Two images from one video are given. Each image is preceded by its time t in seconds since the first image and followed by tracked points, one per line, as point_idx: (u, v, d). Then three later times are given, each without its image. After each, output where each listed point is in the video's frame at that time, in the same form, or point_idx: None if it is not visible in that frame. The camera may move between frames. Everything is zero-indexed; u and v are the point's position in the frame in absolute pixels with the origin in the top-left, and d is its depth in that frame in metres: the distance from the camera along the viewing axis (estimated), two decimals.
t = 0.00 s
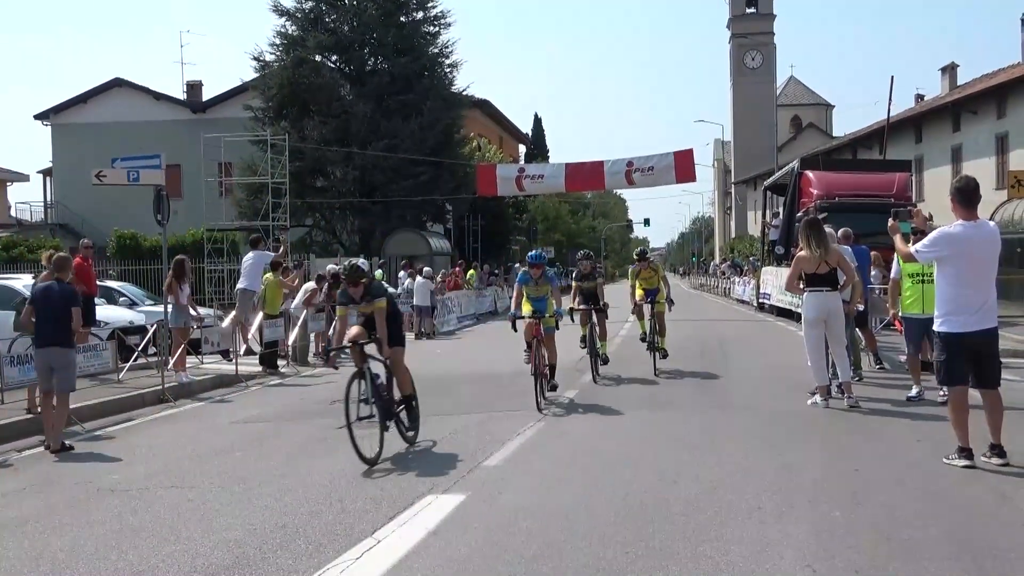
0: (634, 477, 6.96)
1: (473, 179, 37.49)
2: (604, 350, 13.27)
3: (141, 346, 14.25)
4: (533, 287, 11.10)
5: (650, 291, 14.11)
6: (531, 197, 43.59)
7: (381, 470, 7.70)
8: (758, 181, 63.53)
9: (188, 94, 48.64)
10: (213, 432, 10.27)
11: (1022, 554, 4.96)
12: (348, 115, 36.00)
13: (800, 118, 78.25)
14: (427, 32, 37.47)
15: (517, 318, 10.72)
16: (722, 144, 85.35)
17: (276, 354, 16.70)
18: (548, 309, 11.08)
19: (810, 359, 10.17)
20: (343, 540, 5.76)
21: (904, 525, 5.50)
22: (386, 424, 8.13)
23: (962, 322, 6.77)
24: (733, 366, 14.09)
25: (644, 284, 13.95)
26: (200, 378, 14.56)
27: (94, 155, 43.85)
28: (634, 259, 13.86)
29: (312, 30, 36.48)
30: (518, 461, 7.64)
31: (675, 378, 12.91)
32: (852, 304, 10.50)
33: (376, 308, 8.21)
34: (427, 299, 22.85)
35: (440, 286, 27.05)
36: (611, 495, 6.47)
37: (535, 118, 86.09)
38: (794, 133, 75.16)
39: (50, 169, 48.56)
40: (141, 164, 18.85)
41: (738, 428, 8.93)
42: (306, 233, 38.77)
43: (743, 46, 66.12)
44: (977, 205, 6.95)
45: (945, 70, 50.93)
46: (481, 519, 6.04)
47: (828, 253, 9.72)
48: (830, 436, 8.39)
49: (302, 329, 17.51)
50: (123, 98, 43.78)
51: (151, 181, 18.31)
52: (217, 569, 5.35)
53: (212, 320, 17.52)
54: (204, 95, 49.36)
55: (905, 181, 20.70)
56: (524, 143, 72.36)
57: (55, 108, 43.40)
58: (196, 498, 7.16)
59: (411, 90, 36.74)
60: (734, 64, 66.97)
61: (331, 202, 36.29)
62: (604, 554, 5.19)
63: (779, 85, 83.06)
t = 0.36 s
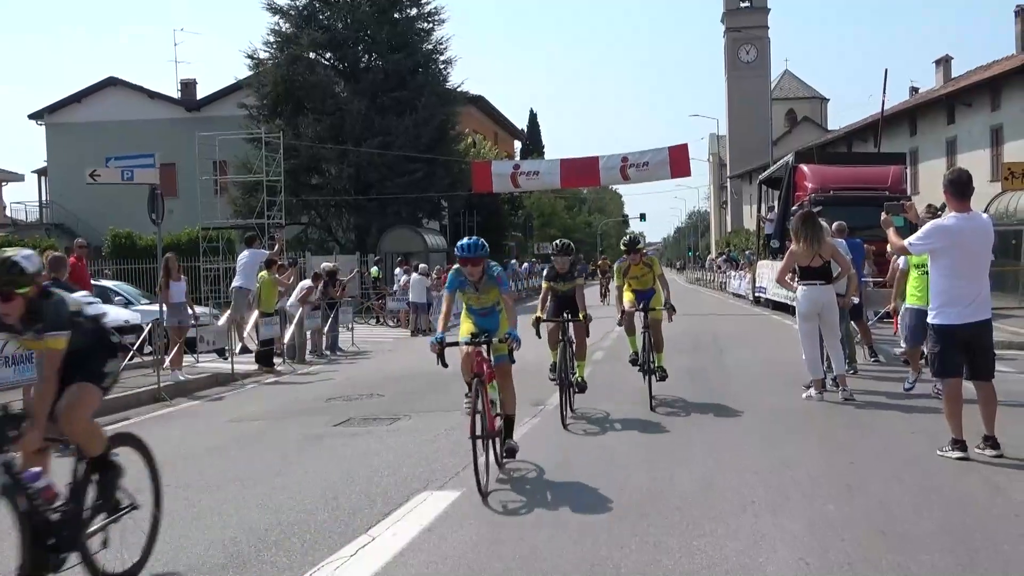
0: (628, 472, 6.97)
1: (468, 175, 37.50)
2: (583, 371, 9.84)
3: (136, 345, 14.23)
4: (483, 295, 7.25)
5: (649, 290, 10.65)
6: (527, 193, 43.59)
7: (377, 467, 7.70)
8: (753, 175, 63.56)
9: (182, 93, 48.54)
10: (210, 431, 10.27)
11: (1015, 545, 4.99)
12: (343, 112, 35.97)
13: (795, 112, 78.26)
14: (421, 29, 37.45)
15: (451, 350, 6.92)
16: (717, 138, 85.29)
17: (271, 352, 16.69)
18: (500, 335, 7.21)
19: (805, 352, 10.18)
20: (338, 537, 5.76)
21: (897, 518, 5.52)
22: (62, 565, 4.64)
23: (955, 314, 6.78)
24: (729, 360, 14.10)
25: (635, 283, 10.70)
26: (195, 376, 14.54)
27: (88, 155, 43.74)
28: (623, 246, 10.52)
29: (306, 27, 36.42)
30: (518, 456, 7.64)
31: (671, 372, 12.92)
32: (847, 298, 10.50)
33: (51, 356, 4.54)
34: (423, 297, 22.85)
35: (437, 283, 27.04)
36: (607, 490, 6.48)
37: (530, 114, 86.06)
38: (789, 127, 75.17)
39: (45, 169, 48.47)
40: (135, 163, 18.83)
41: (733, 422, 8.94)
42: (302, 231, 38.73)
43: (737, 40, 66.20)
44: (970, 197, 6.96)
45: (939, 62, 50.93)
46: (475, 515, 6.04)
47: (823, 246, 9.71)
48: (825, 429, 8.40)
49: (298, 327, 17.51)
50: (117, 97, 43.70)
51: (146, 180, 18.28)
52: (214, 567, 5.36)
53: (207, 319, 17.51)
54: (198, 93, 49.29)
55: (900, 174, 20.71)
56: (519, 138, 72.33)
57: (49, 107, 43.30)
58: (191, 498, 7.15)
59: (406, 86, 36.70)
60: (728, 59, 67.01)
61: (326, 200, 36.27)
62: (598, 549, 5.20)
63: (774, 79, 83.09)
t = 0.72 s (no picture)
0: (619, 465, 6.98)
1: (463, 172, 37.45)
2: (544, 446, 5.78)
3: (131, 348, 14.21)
4: (246, 340, 3.39)
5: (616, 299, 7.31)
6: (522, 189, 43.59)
7: (372, 465, 7.71)
8: (749, 166, 63.58)
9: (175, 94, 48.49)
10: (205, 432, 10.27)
11: (1004, 533, 5.00)
12: (336, 111, 35.94)
13: (789, 102, 78.34)
14: (413, 26, 37.37)
15: (188, 480, 3.18)
16: (712, 130, 85.40)
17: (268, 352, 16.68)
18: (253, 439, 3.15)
19: (798, 343, 10.18)
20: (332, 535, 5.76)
21: (889, 508, 5.52)
22: None
23: (946, 303, 6.79)
24: (724, 352, 14.13)
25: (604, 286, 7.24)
26: (191, 378, 14.54)
27: (82, 158, 43.72)
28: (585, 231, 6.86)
29: (298, 26, 36.34)
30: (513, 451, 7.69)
31: (666, 366, 12.94)
32: (841, 289, 10.47)
33: None
34: (420, 294, 22.88)
35: (433, 280, 27.06)
36: (600, 483, 6.48)
37: (524, 108, 86.14)
38: (784, 118, 75.23)
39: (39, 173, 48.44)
40: (127, 165, 18.84)
41: (725, 414, 8.96)
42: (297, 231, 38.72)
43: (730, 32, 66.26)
44: (960, 184, 6.95)
45: (933, 50, 50.90)
46: (468, 511, 6.03)
47: (815, 237, 9.69)
48: (819, 420, 8.42)
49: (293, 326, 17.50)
50: (111, 100, 43.66)
51: (139, 182, 18.27)
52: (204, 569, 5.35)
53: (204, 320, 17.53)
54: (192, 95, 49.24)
55: (894, 163, 20.68)
56: (515, 134, 72.38)
57: (42, 111, 43.25)
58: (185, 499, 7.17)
59: (399, 84, 36.68)
60: (722, 51, 67.02)
61: (321, 199, 36.26)
62: (588, 543, 5.21)
63: (768, 70, 83.08)
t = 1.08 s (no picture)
0: (604, 460, 6.99)
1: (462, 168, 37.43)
2: None
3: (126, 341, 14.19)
4: None
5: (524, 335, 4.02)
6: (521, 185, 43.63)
7: (360, 460, 7.71)
8: (748, 164, 63.65)
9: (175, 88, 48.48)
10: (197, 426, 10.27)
11: (986, 531, 5.01)
12: (336, 106, 35.95)
13: (790, 99, 78.37)
14: (412, 21, 37.35)
15: None
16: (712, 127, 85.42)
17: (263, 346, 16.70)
18: None
19: (790, 341, 10.20)
20: (316, 529, 5.76)
21: (871, 505, 5.52)
22: None
23: (933, 301, 6.78)
24: (718, 349, 14.16)
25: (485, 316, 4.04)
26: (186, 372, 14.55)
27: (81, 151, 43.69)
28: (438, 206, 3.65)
29: (298, 21, 36.31)
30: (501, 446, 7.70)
31: (660, 361, 12.97)
32: (833, 286, 10.49)
33: None
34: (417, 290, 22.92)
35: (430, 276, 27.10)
36: (585, 478, 6.45)
37: (525, 104, 86.21)
38: (784, 116, 75.30)
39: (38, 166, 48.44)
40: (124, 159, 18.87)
41: (715, 411, 8.98)
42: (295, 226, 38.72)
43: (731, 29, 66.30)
44: (946, 183, 6.97)
45: (933, 48, 50.91)
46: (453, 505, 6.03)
47: (806, 234, 9.71)
48: (807, 417, 8.43)
49: (289, 321, 17.52)
50: (110, 94, 43.64)
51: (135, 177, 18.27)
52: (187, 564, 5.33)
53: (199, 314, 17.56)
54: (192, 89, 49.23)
55: (891, 161, 20.69)
56: (515, 130, 72.43)
57: (42, 104, 43.22)
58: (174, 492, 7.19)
59: (398, 79, 36.70)
60: (722, 48, 67.05)
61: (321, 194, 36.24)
62: (570, 536, 5.20)
63: (769, 67, 83.13)
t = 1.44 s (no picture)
0: (593, 450, 6.98)
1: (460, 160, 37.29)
2: None
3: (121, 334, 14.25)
4: None
5: None
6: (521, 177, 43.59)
7: (349, 452, 7.71)
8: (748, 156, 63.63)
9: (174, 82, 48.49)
10: (190, 419, 10.31)
11: (966, 520, 5.04)
12: (334, 98, 35.88)
13: (790, 91, 78.22)
14: (411, 14, 37.25)
15: None
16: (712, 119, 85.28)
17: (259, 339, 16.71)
18: None
19: (782, 332, 10.20)
20: (302, 520, 5.75)
21: (854, 495, 5.53)
22: None
23: (920, 291, 6.79)
24: (713, 341, 14.17)
25: None
26: (182, 365, 14.60)
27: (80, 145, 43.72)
28: None
29: (296, 13, 36.26)
30: (491, 437, 7.70)
31: (654, 353, 12.97)
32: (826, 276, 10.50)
33: None
34: (414, 282, 22.91)
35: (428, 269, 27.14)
36: (572, 468, 6.46)
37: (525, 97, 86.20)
38: (784, 108, 75.23)
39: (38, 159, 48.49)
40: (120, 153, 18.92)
41: (707, 402, 8.98)
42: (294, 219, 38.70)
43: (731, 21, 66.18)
44: (931, 175, 6.98)
45: (932, 40, 50.79)
46: (439, 495, 6.02)
47: (800, 224, 9.75)
48: (798, 408, 8.43)
49: (285, 314, 17.55)
50: (109, 87, 43.65)
51: (131, 170, 18.32)
52: (174, 553, 5.36)
53: (195, 308, 17.60)
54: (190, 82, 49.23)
55: (889, 153, 20.63)
56: (514, 123, 72.44)
57: (41, 98, 43.26)
58: (164, 484, 7.21)
59: (397, 72, 36.62)
60: (722, 40, 66.95)
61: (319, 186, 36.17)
62: (554, 527, 5.18)
63: (769, 59, 83.02)
